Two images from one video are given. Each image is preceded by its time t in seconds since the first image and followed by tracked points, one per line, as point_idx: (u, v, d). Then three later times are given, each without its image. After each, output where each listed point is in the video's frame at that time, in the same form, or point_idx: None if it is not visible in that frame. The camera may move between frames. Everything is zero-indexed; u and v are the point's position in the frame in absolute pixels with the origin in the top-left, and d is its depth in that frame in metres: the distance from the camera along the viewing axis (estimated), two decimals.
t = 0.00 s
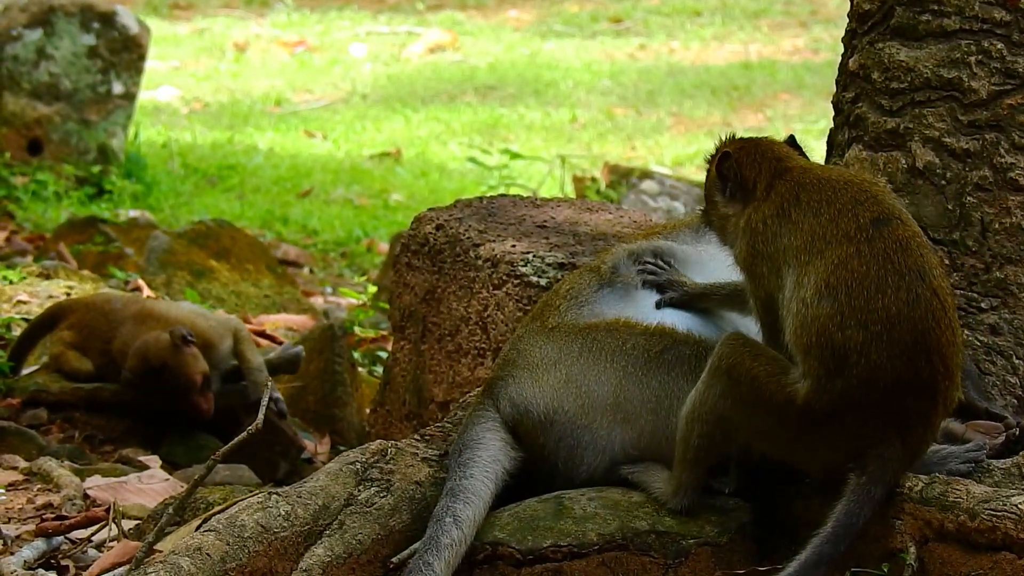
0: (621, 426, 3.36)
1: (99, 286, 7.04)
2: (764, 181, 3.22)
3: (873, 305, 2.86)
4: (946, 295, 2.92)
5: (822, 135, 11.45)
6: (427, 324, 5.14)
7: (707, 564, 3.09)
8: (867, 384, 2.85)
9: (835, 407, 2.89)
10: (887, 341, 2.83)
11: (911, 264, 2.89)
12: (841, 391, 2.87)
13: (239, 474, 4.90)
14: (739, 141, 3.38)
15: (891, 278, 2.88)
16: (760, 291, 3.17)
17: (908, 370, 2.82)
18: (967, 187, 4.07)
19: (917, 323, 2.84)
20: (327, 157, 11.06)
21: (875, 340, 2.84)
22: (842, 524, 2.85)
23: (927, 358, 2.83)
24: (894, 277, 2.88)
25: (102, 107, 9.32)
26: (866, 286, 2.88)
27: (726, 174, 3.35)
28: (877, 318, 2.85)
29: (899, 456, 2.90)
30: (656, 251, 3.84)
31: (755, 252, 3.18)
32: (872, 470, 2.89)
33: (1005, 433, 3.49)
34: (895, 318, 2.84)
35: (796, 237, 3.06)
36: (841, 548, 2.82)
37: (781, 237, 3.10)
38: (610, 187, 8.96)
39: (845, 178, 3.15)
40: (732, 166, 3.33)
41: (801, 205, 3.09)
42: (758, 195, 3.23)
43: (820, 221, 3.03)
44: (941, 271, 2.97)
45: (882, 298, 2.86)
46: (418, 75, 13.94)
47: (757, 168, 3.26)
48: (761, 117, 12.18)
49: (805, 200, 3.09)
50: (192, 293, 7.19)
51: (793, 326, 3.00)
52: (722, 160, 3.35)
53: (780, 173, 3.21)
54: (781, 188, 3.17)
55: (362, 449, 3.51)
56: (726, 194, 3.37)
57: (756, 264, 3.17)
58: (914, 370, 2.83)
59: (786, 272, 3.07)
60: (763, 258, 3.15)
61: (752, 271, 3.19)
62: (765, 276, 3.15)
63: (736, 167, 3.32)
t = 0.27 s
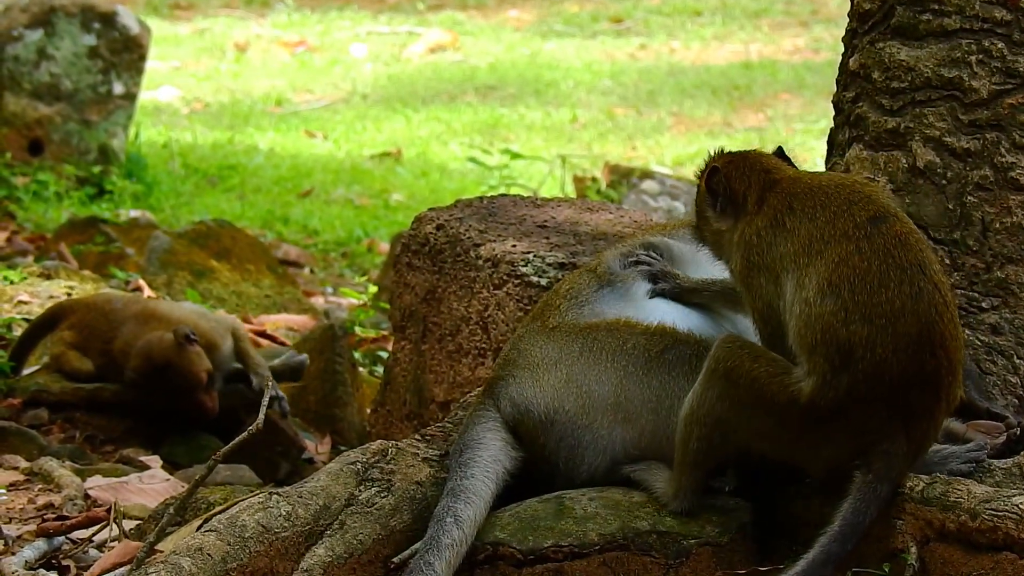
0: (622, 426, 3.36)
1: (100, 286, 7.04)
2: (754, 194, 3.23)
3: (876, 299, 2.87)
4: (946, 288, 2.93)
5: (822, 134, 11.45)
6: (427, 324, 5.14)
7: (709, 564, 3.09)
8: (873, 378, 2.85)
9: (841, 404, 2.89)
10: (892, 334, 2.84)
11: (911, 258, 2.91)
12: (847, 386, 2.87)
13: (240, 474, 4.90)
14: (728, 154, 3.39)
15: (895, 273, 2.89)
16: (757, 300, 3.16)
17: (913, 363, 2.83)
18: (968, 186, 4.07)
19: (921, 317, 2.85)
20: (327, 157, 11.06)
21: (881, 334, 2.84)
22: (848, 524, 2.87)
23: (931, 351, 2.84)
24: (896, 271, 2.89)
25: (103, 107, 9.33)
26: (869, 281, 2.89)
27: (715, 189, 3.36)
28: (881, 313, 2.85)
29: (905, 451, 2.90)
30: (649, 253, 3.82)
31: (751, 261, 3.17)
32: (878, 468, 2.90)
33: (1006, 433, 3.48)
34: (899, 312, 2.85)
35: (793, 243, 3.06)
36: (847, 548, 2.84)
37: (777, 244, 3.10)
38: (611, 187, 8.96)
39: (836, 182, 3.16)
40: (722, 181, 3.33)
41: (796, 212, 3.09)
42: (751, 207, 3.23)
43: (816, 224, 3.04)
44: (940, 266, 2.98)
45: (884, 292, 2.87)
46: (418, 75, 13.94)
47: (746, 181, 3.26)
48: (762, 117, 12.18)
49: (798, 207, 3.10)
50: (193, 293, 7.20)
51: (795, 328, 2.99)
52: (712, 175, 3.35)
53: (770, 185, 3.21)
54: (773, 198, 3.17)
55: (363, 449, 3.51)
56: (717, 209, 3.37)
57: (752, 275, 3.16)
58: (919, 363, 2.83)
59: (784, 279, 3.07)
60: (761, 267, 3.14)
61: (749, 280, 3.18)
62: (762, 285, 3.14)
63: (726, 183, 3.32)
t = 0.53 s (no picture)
0: (626, 427, 3.35)
1: (105, 287, 7.05)
2: (752, 201, 3.20)
3: (879, 300, 2.86)
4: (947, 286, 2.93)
5: (826, 136, 11.44)
6: (431, 325, 5.14)
7: (712, 566, 3.09)
8: (881, 378, 2.84)
9: (847, 405, 2.88)
10: (899, 334, 2.83)
11: (912, 258, 2.91)
12: (854, 387, 2.86)
13: (243, 476, 4.90)
14: (727, 167, 3.36)
15: (898, 272, 2.88)
16: (753, 305, 3.13)
17: (920, 362, 2.83)
18: (972, 187, 4.06)
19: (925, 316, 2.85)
20: (331, 158, 11.07)
21: (887, 333, 2.84)
22: (855, 524, 2.86)
23: (937, 350, 2.84)
24: (897, 271, 2.88)
25: (107, 108, 9.34)
26: (871, 282, 2.88)
27: (714, 201, 3.34)
28: (886, 312, 2.85)
29: (913, 451, 2.91)
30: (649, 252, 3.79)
31: (746, 266, 3.14)
32: (884, 469, 2.90)
33: (1012, 435, 3.47)
34: (903, 311, 2.84)
35: (788, 247, 3.04)
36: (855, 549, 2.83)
37: (772, 248, 3.07)
38: (615, 188, 8.96)
39: (832, 185, 3.15)
40: (721, 194, 3.31)
41: (791, 215, 3.07)
42: (745, 215, 3.20)
43: (812, 228, 3.02)
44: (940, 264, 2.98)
45: (887, 292, 2.87)
46: (423, 76, 13.94)
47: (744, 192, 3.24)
48: (766, 118, 12.18)
49: (794, 210, 3.07)
50: (198, 295, 7.20)
51: (797, 333, 2.97)
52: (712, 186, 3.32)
53: (766, 191, 3.18)
54: (769, 203, 3.14)
55: (366, 451, 3.51)
56: (717, 221, 3.34)
57: (745, 280, 3.14)
58: (926, 362, 2.83)
59: (782, 287, 3.05)
60: (757, 271, 3.11)
61: (743, 287, 3.15)
62: (758, 292, 3.12)
63: (726, 195, 3.30)
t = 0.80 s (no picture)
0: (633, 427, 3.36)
1: (114, 288, 7.07)
2: (757, 206, 3.19)
3: (878, 301, 2.86)
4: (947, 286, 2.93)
5: (835, 137, 11.43)
6: (440, 326, 5.15)
7: (721, 566, 3.10)
8: (880, 379, 2.84)
9: (849, 405, 2.89)
10: (898, 335, 2.83)
11: (912, 258, 2.91)
12: (854, 387, 2.86)
13: (252, 476, 4.91)
14: (736, 173, 3.35)
15: (896, 274, 2.89)
16: (751, 309, 3.11)
17: (921, 362, 2.83)
18: (981, 189, 4.06)
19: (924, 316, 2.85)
20: (340, 160, 11.08)
21: (886, 335, 2.84)
22: (863, 526, 2.87)
23: (939, 350, 2.83)
24: (897, 272, 2.89)
25: (116, 109, 9.36)
26: (870, 284, 2.89)
27: (724, 207, 3.32)
28: (884, 313, 2.85)
29: (918, 452, 2.91)
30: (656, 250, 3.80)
31: (745, 268, 3.11)
32: (891, 470, 2.90)
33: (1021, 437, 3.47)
34: (902, 312, 2.85)
35: (788, 250, 3.04)
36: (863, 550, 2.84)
37: (772, 251, 3.07)
38: (624, 189, 8.95)
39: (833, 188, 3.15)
40: (727, 200, 3.30)
41: (791, 218, 3.06)
42: (749, 220, 3.19)
43: (812, 230, 3.02)
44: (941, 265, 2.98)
45: (886, 292, 2.87)
46: (432, 77, 13.96)
47: (751, 198, 3.23)
48: (775, 119, 12.17)
49: (795, 212, 3.07)
50: (207, 296, 7.21)
51: (797, 335, 2.97)
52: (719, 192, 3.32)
53: (770, 196, 3.18)
54: (772, 207, 3.13)
55: (375, 452, 3.51)
56: (724, 225, 3.34)
57: (742, 282, 3.12)
58: (927, 363, 2.83)
59: (783, 291, 3.05)
60: (755, 273, 3.10)
61: (739, 289, 3.13)
62: (755, 295, 3.10)
63: (733, 201, 3.29)
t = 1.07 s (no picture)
0: (642, 428, 3.36)
1: (122, 290, 7.08)
2: (764, 209, 3.18)
3: (883, 301, 2.87)
4: (952, 287, 2.93)
5: (844, 138, 11.42)
6: (448, 327, 5.15)
7: (728, 567, 3.11)
8: (886, 379, 2.84)
9: (854, 405, 2.90)
10: (903, 334, 2.84)
11: (917, 258, 2.92)
12: (859, 388, 2.87)
13: (260, 478, 4.92)
14: (743, 175, 3.34)
15: (900, 275, 2.89)
16: (757, 311, 3.09)
17: (926, 362, 2.83)
18: (989, 189, 4.05)
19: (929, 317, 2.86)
20: (349, 161, 11.09)
21: (891, 335, 2.84)
22: (870, 527, 2.89)
23: (944, 350, 2.84)
24: (901, 272, 2.89)
25: (124, 111, 9.38)
26: (875, 284, 2.89)
27: (730, 210, 3.32)
28: (890, 313, 2.85)
29: (923, 453, 2.91)
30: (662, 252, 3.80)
31: (751, 271, 3.10)
32: (897, 471, 2.91)
33: None
34: (908, 311, 2.85)
35: (793, 252, 3.03)
36: (870, 552, 2.86)
37: (778, 253, 3.06)
38: (632, 191, 8.95)
39: (839, 191, 3.14)
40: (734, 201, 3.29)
41: (797, 221, 3.06)
42: (756, 224, 3.19)
43: (818, 231, 3.01)
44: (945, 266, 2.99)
45: (892, 292, 2.87)
46: (440, 78, 13.96)
47: (759, 200, 3.22)
48: (783, 121, 12.17)
49: (801, 214, 3.06)
50: (215, 297, 7.22)
51: (803, 336, 2.97)
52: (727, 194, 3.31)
53: (778, 198, 3.17)
54: (779, 210, 3.13)
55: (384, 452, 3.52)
56: (730, 228, 3.34)
57: (750, 286, 3.09)
58: (932, 362, 2.83)
59: (789, 293, 3.04)
60: (763, 276, 3.08)
61: (746, 292, 3.10)
62: (762, 297, 3.07)
63: (739, 203, 3.28)
